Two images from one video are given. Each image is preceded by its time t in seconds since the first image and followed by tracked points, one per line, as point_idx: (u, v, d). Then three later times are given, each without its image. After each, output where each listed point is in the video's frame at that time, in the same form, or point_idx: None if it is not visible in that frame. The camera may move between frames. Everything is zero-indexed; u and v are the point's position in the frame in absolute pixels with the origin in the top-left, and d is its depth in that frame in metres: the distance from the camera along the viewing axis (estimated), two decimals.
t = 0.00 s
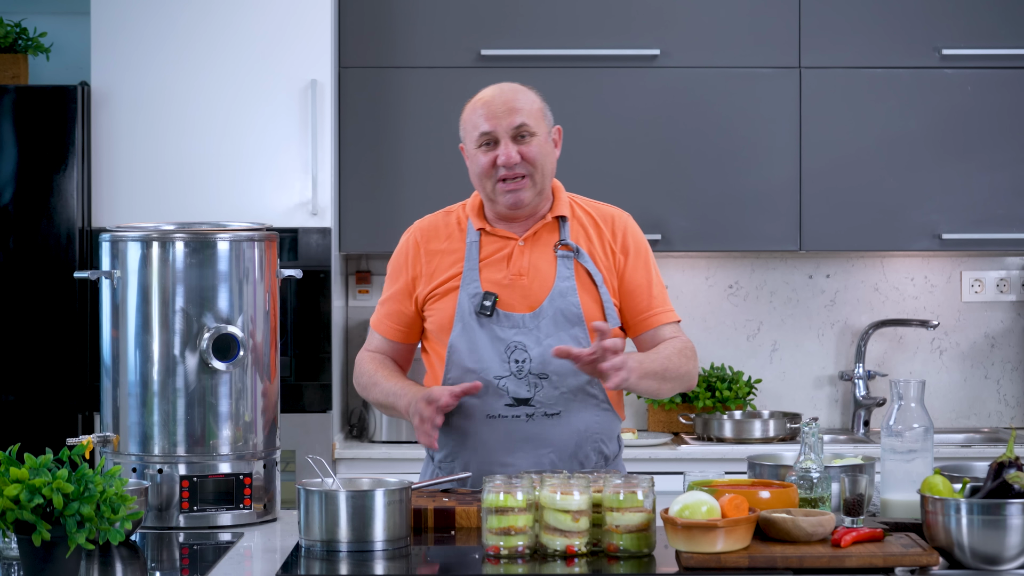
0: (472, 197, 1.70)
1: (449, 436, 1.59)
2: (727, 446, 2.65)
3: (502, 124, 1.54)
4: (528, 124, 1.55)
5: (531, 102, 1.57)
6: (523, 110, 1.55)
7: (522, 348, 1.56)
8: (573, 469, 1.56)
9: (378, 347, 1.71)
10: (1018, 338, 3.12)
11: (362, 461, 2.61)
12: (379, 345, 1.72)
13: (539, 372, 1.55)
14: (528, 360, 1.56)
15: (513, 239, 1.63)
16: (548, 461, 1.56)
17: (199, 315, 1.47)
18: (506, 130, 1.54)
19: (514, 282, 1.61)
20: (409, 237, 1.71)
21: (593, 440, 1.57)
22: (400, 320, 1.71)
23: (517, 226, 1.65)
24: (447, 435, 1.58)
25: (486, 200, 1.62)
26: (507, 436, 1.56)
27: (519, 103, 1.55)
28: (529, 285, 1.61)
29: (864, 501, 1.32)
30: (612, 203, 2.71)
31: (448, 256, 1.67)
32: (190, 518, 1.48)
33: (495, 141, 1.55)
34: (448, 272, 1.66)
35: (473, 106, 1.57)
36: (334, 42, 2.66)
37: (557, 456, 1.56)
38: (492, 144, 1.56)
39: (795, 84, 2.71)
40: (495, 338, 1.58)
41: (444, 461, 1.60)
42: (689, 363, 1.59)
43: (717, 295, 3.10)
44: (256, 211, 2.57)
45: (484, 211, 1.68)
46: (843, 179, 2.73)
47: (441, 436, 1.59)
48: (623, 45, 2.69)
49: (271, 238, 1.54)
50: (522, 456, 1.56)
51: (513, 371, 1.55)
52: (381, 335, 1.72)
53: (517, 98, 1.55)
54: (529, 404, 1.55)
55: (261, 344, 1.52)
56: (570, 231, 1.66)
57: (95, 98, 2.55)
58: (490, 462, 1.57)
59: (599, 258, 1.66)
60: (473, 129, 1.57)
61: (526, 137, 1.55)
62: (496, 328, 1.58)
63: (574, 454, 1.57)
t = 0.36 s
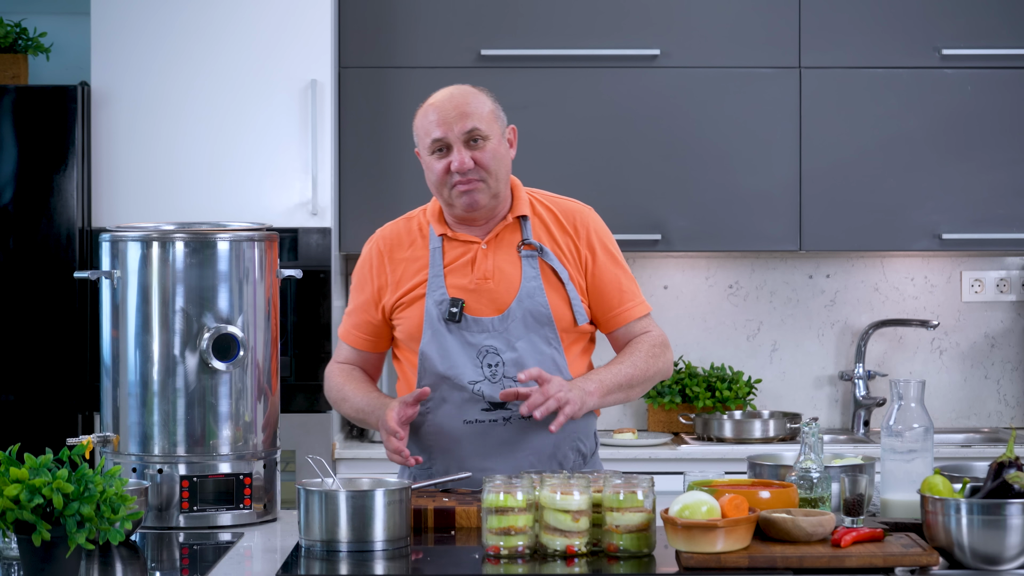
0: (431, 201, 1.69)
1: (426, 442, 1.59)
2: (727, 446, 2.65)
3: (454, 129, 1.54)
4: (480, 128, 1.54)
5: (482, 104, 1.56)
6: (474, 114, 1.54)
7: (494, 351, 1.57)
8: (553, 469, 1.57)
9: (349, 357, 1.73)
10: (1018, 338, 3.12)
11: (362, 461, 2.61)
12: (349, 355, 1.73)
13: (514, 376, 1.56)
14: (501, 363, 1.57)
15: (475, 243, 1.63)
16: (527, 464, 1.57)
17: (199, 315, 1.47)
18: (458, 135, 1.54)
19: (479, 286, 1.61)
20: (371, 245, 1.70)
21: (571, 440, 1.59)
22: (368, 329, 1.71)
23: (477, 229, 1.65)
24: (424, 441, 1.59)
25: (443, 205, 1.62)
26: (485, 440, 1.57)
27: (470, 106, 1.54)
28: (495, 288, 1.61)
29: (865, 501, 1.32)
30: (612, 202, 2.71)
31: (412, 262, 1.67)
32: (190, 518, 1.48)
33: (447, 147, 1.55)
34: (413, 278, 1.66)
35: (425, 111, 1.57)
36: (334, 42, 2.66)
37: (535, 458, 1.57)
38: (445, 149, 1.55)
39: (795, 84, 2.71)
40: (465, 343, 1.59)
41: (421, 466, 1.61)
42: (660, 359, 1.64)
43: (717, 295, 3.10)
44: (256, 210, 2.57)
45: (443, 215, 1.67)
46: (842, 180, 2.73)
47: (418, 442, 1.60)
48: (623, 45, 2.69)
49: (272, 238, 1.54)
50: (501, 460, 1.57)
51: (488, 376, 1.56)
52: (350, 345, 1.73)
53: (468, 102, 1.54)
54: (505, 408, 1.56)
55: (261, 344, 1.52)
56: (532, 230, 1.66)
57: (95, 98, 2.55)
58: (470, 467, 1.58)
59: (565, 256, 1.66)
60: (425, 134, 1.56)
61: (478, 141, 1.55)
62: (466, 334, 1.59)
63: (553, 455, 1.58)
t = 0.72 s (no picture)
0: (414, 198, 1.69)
1: (413, 441, 1.58)
2: (727, 446, 2.65)
3: (441, 122, 1.55)
4: (466, 122, 1.56)
5: (468, 99, 1.58)
6: (460, 108, 1.56)
7: (483, 349, 1.57)
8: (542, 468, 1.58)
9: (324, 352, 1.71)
10: (1018, 338, 3.12)
11: (362, 461, 2.61)
12: (323, 349, 1.71)
13: (502, 373, 1.56)
14: (490, 361, 1.56)
15: (462, 240, 1.63)
16: (516, 461, 1.57)
17: (199, 315, 1.47)
18: (444, 128, 1.55)
19: (467, 283, 1.61)
20: (352, 242, 1.69)
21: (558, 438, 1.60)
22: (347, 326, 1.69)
23: (463, 226, 1.65)
24: (412, 440, 1.57)
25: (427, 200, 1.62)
26: (473, 439, 1.56)
27: (457, 101, 1.56)
28: (483, 285, 1.61)
29: (865, 501, 1.31)
30: (612, 202, 2.71)
31: (396, 259, 1.66)
32: (190, 518, 1.48)
33: (434, 140, 1.56)
34: (397, 275, 1.65)
35: (411, 104, 1.58)
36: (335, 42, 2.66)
37: (523, 456, 1.57)
38: (431, 142, 1.56)
39: (795, 84, 2.71)
40: (453, 340, 1.58)
41: (407, 466, 1.59)
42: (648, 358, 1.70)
43: (717, 295, 3.10)
44: (256, 211, 2.57)
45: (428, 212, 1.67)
46: (842, 180, 2.73)
47: (404, 441, 1.58)
48: (623, 45, 2.69)
49: (272, 238, 1.54)
50: (489, 459, 1.57)
51: (476, 373, 1.56)
52: (325, 340, 1.71)
53: (455, 96, 1.56)
54: (494, 405, 1.56)
55: (261, 344, 1.52)
56: (518, 228, 1.67)
57: (95, 97, 2.55)
58: (458, 466, 1.57)
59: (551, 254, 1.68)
60: (411, 127, 1.57)
61: (465, 134, 1.56)
62: (454, 331, 1.58)
63: (541, 454, 1.59)
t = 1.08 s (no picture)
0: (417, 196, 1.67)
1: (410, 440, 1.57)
2: (727, 446, 2.65)
3: (456, 150, 1.49)
4: (480, 150, 1.50)
5: (484, 120, 1.51)
6: (474, 135, 1.49)
7: (482, 346, 1.57)
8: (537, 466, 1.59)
9: (332, 344, 1.61)
10: (1018, 338, 3.12)
11: (362, 461, 2.61)
12: (333, 342, 1.61)
13: (501, 370, 1.57)
14: (488, 358, 1.57)
15: (464, 239, 1.62)
16: (512, 459, 1.58)
17: (199, 315, 1.47)
18: (460, 156, 1.49)
19: (468, 282, 1.61)
20: (354, 236, 1.66)
21: (553, 437, 1.61)
22: (354, 318, 1.63)
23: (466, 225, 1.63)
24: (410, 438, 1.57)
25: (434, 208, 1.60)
26: (470, 436, 1.57)
27: (472, 126, 1.49)
28: (484, 284, 1.61)
29: (864, 501, 1.31)
30: (612, 202, 2.71)
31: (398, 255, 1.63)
32: (190, 518, 1.48)
33: (448, 166, 1.51)
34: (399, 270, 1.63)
35: (424, 118, 1.50)
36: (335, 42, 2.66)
37: (519, 453, 1.58)
38: (445, 167, 1.51)
39: (795, 84, 2.71)
40: (453, 336, 1.59)
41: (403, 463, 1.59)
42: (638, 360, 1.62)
43: (717, 295, 3.10)
44: (256, 211, 2.57)
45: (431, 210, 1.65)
46: (842, 180, 2.73)
47: (400, 437, 1.58)
48: (623, 45, 2.69)
49: (272, 238, 1.54)
50: (486, 456, 1.58)
51: (475, 370, 1.57)
52: (335, 334, 1.62)
53: (468, 121, 1.49)
54: (491, 402, 1.57)
55: (261, 345, 1.52)
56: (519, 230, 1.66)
57: (95, 97, 2.55)
58: (453, 463, 1.58)
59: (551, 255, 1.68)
60: (424, 147, 1.51)
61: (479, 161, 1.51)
62: (454, 327, 1.59)
63: (536, 452, 1.60)
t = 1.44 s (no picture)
0: (432, 195, 1.68)
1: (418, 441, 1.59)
2: (727, 446, 2.65)
3: (485, 119, 1.54)
4: (508, 121, 1.55)
5: (510, 99, 1.57)
6: (504, 106, 1.55)
7: (492, 347, 1.58)
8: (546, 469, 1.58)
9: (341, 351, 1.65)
10: (1018, 338, 3.12)
11: (362, 462, 2.61)
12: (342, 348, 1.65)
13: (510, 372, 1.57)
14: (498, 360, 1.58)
15: (477, 239, 1.63)
16: (520, 461, 1.57)
17: (200, 315, 1.47)
18: (488, 125, 1.54)
19: (480, 282, 1.61)
20: (367, 235, 1.67)
21: (563, 440, 1.60)
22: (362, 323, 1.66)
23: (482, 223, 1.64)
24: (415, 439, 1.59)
25: (454, 195, 1.61)
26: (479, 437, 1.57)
27: (500, 99, 1.55)
28: (496, 285, 1.61)
29: (865, 501, 1.31)
30: (612, 202, 2.71)
31: (410, 255, 1.64)
32: (190, 518, 1.48)
33: (475, 136, 1.55)
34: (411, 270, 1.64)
35: (451, 98, 1.57)
36: (334, 42, 2.66)
37: (528, 456, 1.58)
38: (472, 138, 1.55)
39: (795, 84, 2.71)
40: (464, 338, 1.59)
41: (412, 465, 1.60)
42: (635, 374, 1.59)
43: (717, 295, 3.10)
44: (256, 211, 2.57)
45: (445, 209, 1.67)
46: (842, 180, 2.73)
47: (409, 438, 1.59)
48: (623, 45, 2.69)
49: (272, 238, 1.54)
50: (494, 458, 1.57)
51: (485, 371, 1.57)
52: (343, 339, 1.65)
53: (497, 94, 1.55)
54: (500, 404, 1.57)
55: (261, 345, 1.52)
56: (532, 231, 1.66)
57: (95, 97, 2.55)
58: (460, 465, 1.58)
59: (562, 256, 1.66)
60: (452, 122, 1.56)
61: (505, 134, 1.56)
62: (465, 328, 1.59)
63: (545, 455, 1.59)
